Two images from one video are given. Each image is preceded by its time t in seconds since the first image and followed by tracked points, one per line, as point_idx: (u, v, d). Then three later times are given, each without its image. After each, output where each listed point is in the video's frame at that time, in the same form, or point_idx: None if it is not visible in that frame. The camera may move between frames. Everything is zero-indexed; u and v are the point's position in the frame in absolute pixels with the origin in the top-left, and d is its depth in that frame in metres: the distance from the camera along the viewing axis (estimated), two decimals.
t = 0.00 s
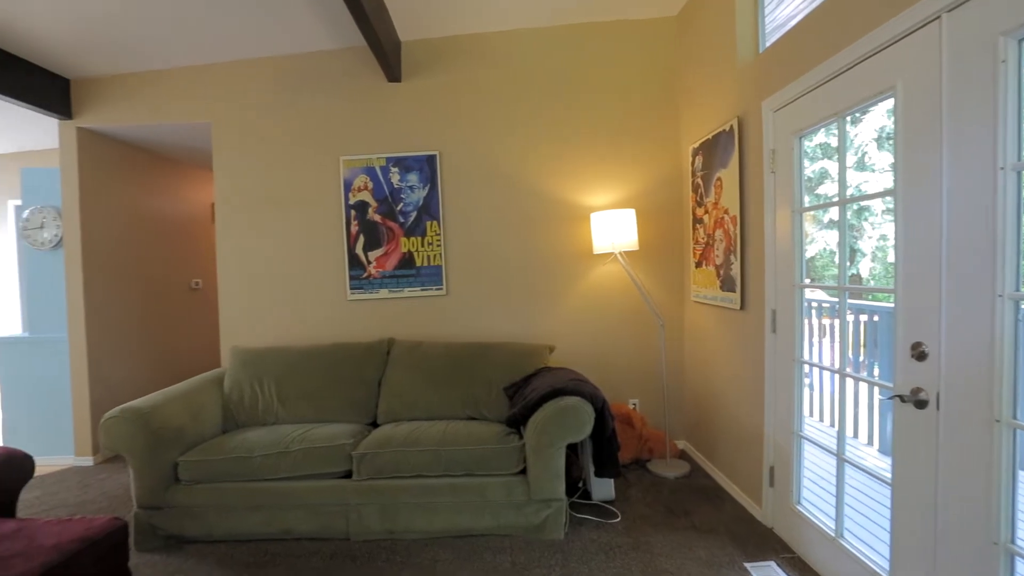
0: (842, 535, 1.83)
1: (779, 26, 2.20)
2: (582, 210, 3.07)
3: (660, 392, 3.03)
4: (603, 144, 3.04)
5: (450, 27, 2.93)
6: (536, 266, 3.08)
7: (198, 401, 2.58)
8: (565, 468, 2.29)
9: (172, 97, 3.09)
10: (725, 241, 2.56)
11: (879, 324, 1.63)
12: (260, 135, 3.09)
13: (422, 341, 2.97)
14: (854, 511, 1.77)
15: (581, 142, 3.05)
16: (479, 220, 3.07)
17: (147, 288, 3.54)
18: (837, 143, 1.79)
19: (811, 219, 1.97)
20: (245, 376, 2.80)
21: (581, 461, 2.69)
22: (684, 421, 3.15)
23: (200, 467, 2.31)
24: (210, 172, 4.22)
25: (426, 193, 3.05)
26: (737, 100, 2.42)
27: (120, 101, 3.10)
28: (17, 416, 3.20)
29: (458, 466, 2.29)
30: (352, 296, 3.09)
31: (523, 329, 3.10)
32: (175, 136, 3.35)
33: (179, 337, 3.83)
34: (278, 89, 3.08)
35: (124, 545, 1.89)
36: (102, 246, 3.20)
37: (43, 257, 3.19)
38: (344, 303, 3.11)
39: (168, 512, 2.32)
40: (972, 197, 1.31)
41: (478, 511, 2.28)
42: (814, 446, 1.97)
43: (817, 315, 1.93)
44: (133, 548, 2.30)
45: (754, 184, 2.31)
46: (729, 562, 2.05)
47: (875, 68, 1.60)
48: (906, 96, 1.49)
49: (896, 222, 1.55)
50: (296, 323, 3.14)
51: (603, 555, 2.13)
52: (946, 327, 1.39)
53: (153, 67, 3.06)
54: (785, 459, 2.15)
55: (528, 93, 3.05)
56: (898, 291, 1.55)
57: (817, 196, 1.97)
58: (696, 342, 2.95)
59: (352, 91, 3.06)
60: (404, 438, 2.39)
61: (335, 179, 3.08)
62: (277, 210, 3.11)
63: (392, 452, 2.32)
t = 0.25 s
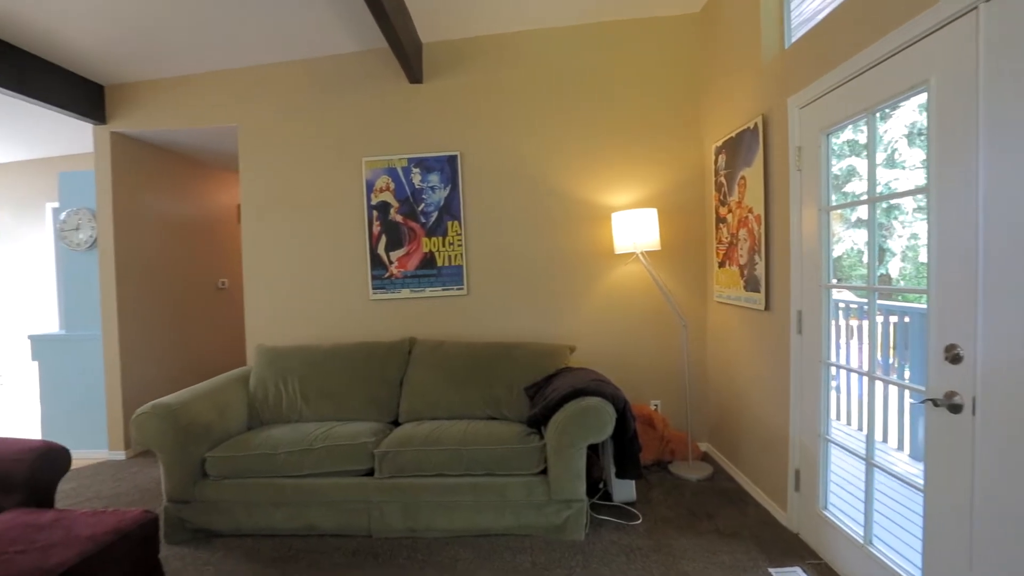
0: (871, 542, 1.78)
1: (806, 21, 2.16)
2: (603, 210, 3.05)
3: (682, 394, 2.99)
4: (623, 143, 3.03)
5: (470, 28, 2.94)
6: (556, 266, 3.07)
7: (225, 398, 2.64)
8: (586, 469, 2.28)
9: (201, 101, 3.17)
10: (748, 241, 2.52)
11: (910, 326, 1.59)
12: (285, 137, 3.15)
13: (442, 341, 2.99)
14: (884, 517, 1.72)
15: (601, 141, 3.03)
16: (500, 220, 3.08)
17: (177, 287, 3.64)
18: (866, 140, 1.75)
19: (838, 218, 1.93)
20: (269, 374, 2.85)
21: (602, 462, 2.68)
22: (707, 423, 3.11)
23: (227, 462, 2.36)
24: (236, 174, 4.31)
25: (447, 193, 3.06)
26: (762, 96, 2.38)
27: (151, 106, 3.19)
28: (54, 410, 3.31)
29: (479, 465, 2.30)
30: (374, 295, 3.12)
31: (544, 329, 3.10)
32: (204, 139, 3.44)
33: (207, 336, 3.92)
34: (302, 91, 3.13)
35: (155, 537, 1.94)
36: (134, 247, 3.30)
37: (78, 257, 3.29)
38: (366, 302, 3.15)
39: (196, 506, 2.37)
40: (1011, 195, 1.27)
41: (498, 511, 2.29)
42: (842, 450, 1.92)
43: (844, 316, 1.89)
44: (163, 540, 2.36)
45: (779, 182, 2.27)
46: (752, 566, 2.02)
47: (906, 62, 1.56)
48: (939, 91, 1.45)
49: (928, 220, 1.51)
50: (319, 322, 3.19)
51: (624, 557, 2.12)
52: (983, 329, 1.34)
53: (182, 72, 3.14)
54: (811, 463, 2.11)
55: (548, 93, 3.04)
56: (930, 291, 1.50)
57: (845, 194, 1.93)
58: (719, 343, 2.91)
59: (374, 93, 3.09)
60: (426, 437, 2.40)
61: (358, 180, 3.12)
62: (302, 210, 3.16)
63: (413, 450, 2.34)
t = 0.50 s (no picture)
0: (904, 551, 1.73)
1: (836, 15, 2.10)
2: (626, 209, 3.03)
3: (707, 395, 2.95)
4: (647, 142, 3.00)
5: (493, 28, 2.95)
6: (579, 266, 3.06)
7: (254, 395, 2.70)
8: (609, 471, 2.26)
9: (230, 105, 3.25)
10: (776, 240, 2.47)
11: (946, 328, 1.53)
12: (311, 139, 3.20)
13: (465, 341, 3.00)
14: (919, 525, 1.67)
15: (624, 140, 3.01)
16: (522, 220, 3.08)
17: (207, 287, 3.73)
18: (899, 136, 1.70)
19: (870, 217, 1.88)
20: (296, 372, 2.90)
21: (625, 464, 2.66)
22: (733, 425, 3.06)
23: (255, 458, 2.41)
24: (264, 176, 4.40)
25: (471, 194, 3.08)
26: (790, 92, 2.33)
27: (184, 111, 3.28)
28: (92, 405, 3.44)
29: (501, 465, 2.31)
30: (398, 295, 3.16)
31: (566, 329, 3.09)
32: (233, 142, 3.52)
33: (236, 334, 4.02)
34: (327, 94, 3.18)
35: (187, 530, 1.99)
36: (167, 247, 3.40)
37: (115, 258, 3.41)
38: (390, 301, 3.18)
39: (226, 500, 2.43)
40: None
41: (521, 511, 2.29)
42: (874, 455, 1.87)
43: (877, 317, 1.84)
44: (195, 533, 2.43)
45: (807, 179, 2.22)
46: (780, 572, 1.98)
47: (943, 55, 1.51)
48: (979, 84, 1.39)
49: (966, 218, 1.46)
50: (344, 321, 3.23)
51: (648, 560, 2.10)
52: None
53: (213, 77, 3.23)
54: (841, 468, 2.06)
55: (571, 92, 3.03)
56: (969, 292, 1.45)
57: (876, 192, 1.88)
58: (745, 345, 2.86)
59: (398, 94, 3.13)
60: (449, 436, 2.42)
61: (382, 181, 3.15)
62: (328, 211, 3.21)
63: (436, 449, 2.36)
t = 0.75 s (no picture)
0: (948, 562, 1.66)
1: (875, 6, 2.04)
2: (653, 208, 3.00)
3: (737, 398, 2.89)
4: (676, 140, 2.96)
5: (520, 28, 2.95)
6: (605, 265, 3.04)
7: (285, 392, 2.76)
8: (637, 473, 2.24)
9: (263, 109, 3.33)
10: (809, 239, 2.41)
11: (993, 330, 1.47)
12: (341, 141, 3.26)
13: (491, 340, 3.01)
14: (963, 536, 1.60)
15: (652, 138, 2.98)
16: (548, 219, 3.07)
17: (241, 286, 3.84)
18: (941, 130, 1.64)
19: (910, 214, 1.81)
20: (326, 370, 2.96)
21: (653, 466, 2.63)
22: (764, 429, 2.99)
23: (287, 454, 2.47)
24: (296, 177, 4.50)
25: (498, 193, 3.09)
26: (825, 87, 2.27)
27: (219, 115, 3.38)
28: (133, 400, 3.57)
29: (528, 465, 2.31)
30: (426, 294, 3.19)
31: (593, 329, 3.07)
32: (266, 145, 3.61)
33: (269, 332, 4.12)
34: (357, 96, 3.23)
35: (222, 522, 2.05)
36: (203, 248, 3.51)
37: (154, 258, 3.54)
38: (417, 301, 3.22)
39: (258, 494, 2.50)
40: None
41: (547, 511, 2.29)
42: (914, 462, 1.80)
43: (917, 318, 1.77)
44: (229, 525, 2.50)
45: (843, 176, 2.15)
46: None
47: (990, 44, 1.44)
48: None
49: (1016, 215, 1.39)
50: (373, 320, 3.28)
51: (675, 563, 2.07)
52: None
53: (247, 82, 3.32)
54: (878, 475, 1.99)
55: (598, 90, 3.01)
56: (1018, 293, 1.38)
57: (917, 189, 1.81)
58: (777, 346, 2.79)
59: (425, 96, 3.16)
60: (476, 435, 2.43)
61: (410, 182, 3.19)
62: (357, 212, 3.26)
63: (463, 448, 2.37)
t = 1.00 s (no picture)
0: None
1: None
2: (688, 207, 2.95)
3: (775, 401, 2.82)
4: (712, 137, 2.90)
5: (552, 27, 2.95)
6: (638, 265, 3.00)
7: (322, 390, 2.83)
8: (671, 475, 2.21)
9: (302, 113, 3.42)
10: (853, 238, 2.32)
11: None
12: (375, 143, 3.32)
13: (523, 340, 3.01)
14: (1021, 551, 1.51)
15: (687, 136, 2.93)
16: (581, 219, 3.06)
17: (280, 286, 3.95)
18: (997, 122, 1.55)
19: (963, 211, 1.73)
20: (361, 368, 3.02)
21: (688, 469, 2.58)
22: (804, 433, 2.90)
23: (323, 449, 2.53)
24: (332, 179, 4.61)
25: (530, 193, 3.09)
26: (870, 79, 2.18)
27: (260, 119, 3.49)
28: (178, 395, 3.72)
29: (559, 465, 2.30)
30: (458, 294, 3.21)
31: (626, 330, 3.04)
32: (304, 148, 3.71)
33: (306, 330, 4.23)
34: (391, 99, 3.29)
35: (262, 514, 2.12)
36: (244, 248, 3.63)
37: (198, 258, 3.67)
38: (450, 300, 3.25)
39: (296, 489, 2.57)
40: None
41: (579, 513, 2.28)
42: (967, 471, 1.72)
43: (970, 320, 1.69)
44: (268, 518, 2.58)
45: (890, 171, 2.07)
46: None
47: None
48: None
49: None
50: (407, 319, 3.33)
51: (711, 569, 2.03)
52: None
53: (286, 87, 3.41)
54: (928, 484, 1.90)
55: (631, 88, 2.98)
56: None
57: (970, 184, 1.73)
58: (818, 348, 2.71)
59: (458, 97, 3.18)
60: (508, 434, 2.44)
61: (443, 182, 3.22)
62: (391, 213, 3.32)
63: (494, 447, 2.38)
